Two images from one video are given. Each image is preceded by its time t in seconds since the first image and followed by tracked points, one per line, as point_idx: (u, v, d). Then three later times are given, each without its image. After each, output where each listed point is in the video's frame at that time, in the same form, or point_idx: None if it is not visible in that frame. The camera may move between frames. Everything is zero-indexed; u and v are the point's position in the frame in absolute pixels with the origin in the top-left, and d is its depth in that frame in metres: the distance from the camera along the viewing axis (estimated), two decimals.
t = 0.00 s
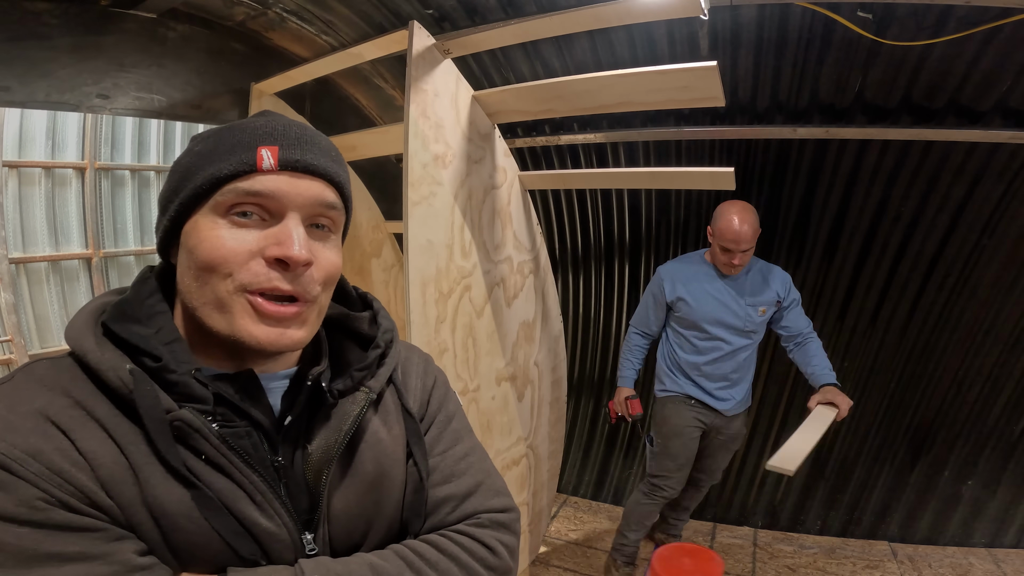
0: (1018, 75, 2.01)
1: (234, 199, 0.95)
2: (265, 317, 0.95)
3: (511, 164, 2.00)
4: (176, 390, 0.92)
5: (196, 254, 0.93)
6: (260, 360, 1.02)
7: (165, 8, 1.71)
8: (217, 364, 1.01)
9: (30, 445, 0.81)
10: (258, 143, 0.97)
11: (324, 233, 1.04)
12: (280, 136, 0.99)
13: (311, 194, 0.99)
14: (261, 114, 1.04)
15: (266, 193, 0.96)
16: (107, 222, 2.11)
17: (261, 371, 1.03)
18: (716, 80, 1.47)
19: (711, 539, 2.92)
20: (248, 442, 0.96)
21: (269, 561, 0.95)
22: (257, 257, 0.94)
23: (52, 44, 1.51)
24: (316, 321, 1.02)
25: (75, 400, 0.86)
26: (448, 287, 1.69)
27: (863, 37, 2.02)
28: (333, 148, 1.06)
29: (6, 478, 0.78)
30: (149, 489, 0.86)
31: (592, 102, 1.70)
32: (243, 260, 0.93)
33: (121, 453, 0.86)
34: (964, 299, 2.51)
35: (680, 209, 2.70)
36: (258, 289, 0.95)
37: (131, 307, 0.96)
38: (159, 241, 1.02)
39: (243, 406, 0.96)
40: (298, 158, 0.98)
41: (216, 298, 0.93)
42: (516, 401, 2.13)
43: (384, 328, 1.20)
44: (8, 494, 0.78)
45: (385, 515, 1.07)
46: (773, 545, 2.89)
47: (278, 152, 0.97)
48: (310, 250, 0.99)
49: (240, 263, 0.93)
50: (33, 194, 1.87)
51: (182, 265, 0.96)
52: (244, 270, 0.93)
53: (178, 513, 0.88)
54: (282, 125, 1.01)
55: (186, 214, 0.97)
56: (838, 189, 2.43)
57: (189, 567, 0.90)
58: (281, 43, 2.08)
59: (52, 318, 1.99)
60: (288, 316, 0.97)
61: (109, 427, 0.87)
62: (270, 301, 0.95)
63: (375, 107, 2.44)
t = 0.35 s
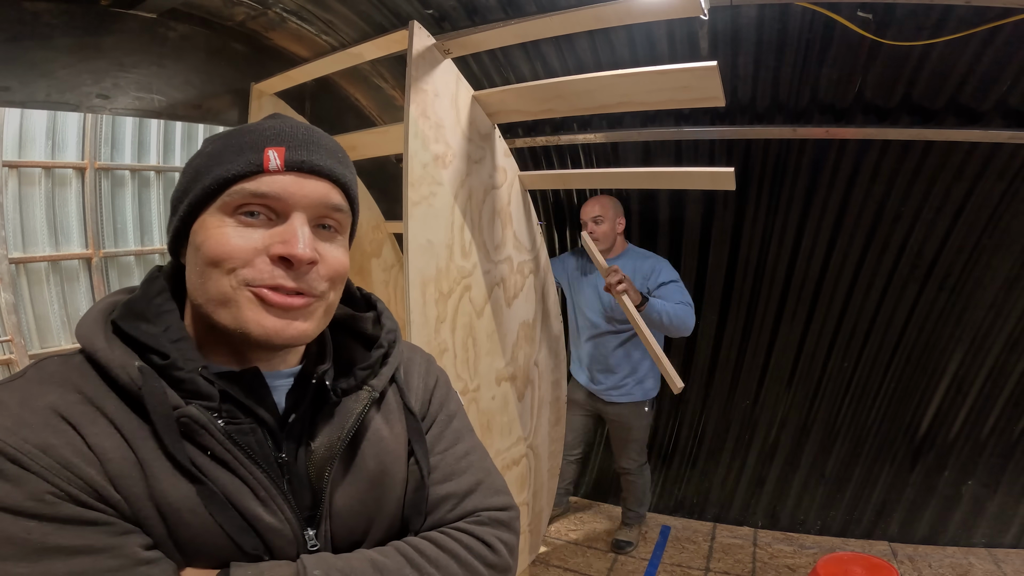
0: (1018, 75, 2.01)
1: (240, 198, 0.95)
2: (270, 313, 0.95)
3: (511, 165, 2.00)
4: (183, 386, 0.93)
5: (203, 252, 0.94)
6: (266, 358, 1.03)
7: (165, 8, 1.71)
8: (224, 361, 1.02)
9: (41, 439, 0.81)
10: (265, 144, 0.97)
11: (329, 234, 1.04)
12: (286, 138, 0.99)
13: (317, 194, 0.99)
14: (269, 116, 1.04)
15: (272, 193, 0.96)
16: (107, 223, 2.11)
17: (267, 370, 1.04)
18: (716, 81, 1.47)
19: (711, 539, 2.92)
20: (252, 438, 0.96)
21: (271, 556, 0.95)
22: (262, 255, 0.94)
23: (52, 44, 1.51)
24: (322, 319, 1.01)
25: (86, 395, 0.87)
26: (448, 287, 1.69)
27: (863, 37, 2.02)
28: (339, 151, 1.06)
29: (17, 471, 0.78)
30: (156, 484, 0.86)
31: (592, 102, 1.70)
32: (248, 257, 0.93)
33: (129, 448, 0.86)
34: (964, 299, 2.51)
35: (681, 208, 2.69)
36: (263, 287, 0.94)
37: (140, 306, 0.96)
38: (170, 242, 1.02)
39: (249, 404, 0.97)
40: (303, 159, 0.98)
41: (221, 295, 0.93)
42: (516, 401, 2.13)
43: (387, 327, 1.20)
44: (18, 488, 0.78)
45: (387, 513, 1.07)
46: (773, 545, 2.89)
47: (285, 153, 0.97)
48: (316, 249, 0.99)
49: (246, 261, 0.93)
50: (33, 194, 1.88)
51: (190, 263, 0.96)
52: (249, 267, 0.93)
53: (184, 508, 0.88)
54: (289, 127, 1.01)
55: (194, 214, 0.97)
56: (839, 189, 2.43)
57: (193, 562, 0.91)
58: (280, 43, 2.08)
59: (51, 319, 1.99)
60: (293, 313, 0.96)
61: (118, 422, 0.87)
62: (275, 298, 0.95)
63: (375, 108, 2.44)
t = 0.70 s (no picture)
0: (1018, 75, 2.01)
1: (248, 196, 0.95)
2: (280, 309, 0.95)
3: (511, 165, 1.99)
4: (193, 381, 0.93)
5: (213, 251, 0.94)
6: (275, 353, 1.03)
7: (165, 8, 1.71)
8: (234, 358, 1.02)
9: (53, 432, 0.81)
10: (269, 144, 0.97)
11: (336, 231, 1.04)
12: (290, 137, 0.99)
13: (322, 192, 0.99)
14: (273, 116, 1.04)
15: (278, 191, 0.96)
16: (107, 222, 2.29)
17: (275, 367, 1.04)
18: (716, 80, 1.47)
19: (711, 540, 2.92)
20: (260, 435, 0.96)
21: (275, 552, 0.95)
22: (271, 252, 0.94)
23: (53, 44, 1.51)
24: (331, 314, 1.02)
25: (98, 390, 0.87)
26: (448, 287, 1.69)
27: (863, 37, 2.02)
28: (342, 149, 1.06)
29: (29, 463, 0.78)
30: (165, 478, 0.86)
31: (593, 102, 1.70)
32: (258, 254, 0.93)
33: (140, 442, 0.87)
34: (965, 298, 2.51)
35: (681, 208, 2.69)
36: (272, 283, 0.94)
37: (153, 303, 0.97)
38: (180, 241, 1.03)
39: (257, 400, 0.97)
40: (308, 158, 0.98)
41: (232, 292, 0.93)
42: (517, 401, 2.13)
43: (393, 327, 1.20)
44: (30, 480, 0.78)
45: (390, 510, 1.07)
46: (773, 545, 2.89)
47: (289, 152, 0.97)
48: (323, 245, 0.99)
49: (255, 258, 0.93)
50: (33, 194, 2.07)
51: (200, 263, 0.97)
52: (259, 264, 0.93)
53: (191, 503, 0.88)
54: (293, 126, 1.01)
55: (203, 214, 0.97)
56: (839, 189, 2.43)
57: (198, 557, 0.90)
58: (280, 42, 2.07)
59: (51, 318, 2.19)
60: (302, 309, 0.96)
61: (129, 417, 0.87)
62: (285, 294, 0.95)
63: (375, 108, 2.44)
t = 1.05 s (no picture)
0: (1018, 75, 2.01)
1: (250, 199, 0.95)
2: (283, 311, 0.95)
3: (512, 165, 1.99)
4: (204, 379, 0.93)
5: (218, 253, 0.95)
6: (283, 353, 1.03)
7: (165, 8, 1.71)
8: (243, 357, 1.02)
9: (66, 428, 0.81)
10: (270, 146, 0.97)
11: (339, 231, 1.04)
12: (290, 139, 0.98)
13: (323, 193, 0.99)
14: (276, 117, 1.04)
15: (280, 194, 0.96)
16: (108, 222, 2.29)
17: (285, 365, 1.04)
18: (717, 80, 1.47)
19: (711, 540, 2.92)
20: (269, 433, 0.95)
21: (281, 548, 0.95)
22: (273, 254, 0.94)
23: (52, 44, 1.51)
24: (334, 315, 1.02)
25: (110, 387, 0.87)
26: (448, 287, 1.69)
27: (863, 37, 2.02)
28: (344, 149, 1.05)
29: (41, 459, 0.78)
30: (174, 475, 0.87)
31: (593, 102, 1.70)
32: (260, 257, 0.93)
33: (151, 439, 0.87)
34: (965, 298, 2.51)
35: (681, 208, 2.69)
36: (275, 286, 0.95)
37: (165, 301, 0.97)
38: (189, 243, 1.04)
39: (266, 398, 0.97)
40: (308, 159, 0.98)
41: (236, 295, 0.94)
42: (517, 401, 2.13)
43: (400, 327, 1.19)
44: (41, 476, 0.78)
45: (395, 508, 1.07)
46: (773, 545, 2.89)
47: (290, 154, 0.97)
48: (325, 246, 0.99)
49: (258, 260, 0.93)
50: (33, 194, 2.08)
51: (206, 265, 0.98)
52: (262, 266, 0.93)
53: (200, 499, 0.88)
54: (293, 128, 1.00)
55: (209, 217, 0.98)
56: (840, 189, 2.43)
57: (204, 554, 0.91)
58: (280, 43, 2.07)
59: (51, 317, 2.19)
60: (305, 310, 0.97)
61: (141, 414, 0.87)
62: (288, 296, 0.96)
63: (375, 108, 2.44)
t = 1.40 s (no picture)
0: (1018, 75, 2.01)
1: (232, 206, 0.95)
2: (270, 320, 0.95)
3: (512, 164, 1.99)
4: (205, 380, 0.93)
5: (204, 262, 0.95)
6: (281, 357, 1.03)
7: (165, 8, 1.72)
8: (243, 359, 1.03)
9: (67, 430, 0.81)
10: (247, 149, 0.95)
11: (328, 232, 1.03)
12: (268, 141, 0.97)
13: (305, 195, 0.97)
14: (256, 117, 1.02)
15: (261, 199, 0.95)
16: (108, 223, 2.29)
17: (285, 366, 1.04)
18: (717, 81, 1.47)
19: (711, 540, 2.92)
20: (269, 434, 0.95)
21: (282, 550, 0.95)
22: (258, 262, 0.94)
23: (53, 44, 1.51)
24: (325, 319, 1.01)
25: (110, 388, 0.87)
26: (448, 287, 1.69)
27: (862, 37, 2.02)
28: (327, 144, 1.03)
29: (42, 461, 0.78)
30: (175, 476, 0.87)
31: (594, 102, 1.70)
32: (245, 265, 0.94)
33: (152, 440, 0.87)
34: (965, 298, 2.51)
35: (681, 208, 2.69)
36: (262, 295, 0.95)
37: (165, 301, 0.97)
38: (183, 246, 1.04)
39: (267, 400, 0.98)
40: (286, 161, 0.96)
41: (223, 303, 0.94)
42: (517, 401, 2.13)
43: (402, 328, 1.19)
44: (42, 477, 0.78)
45: (396, 509, 1.07)
46: (773, 545, 2.89)
47: (267, 156, 0.95)
48: (310, 251, 0.98)
49: (241, 269, 0.94)
50: (33, 194, 2.08)
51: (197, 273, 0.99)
52: (247, 275, 0.94)
53: (201, 501, 0.88)
54: (272, 128, 0.99)
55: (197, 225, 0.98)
56: (840, 189, 2.43)
57: (206, 555, 0.91)
58: (280, 43, 2.07)
59: (51, 318, 2.21)
60: (292, 318, 0.97)
61: (142, 415, 0.87)
62: (275, 304, 0.96)
63: (375, 108, 2.44)
